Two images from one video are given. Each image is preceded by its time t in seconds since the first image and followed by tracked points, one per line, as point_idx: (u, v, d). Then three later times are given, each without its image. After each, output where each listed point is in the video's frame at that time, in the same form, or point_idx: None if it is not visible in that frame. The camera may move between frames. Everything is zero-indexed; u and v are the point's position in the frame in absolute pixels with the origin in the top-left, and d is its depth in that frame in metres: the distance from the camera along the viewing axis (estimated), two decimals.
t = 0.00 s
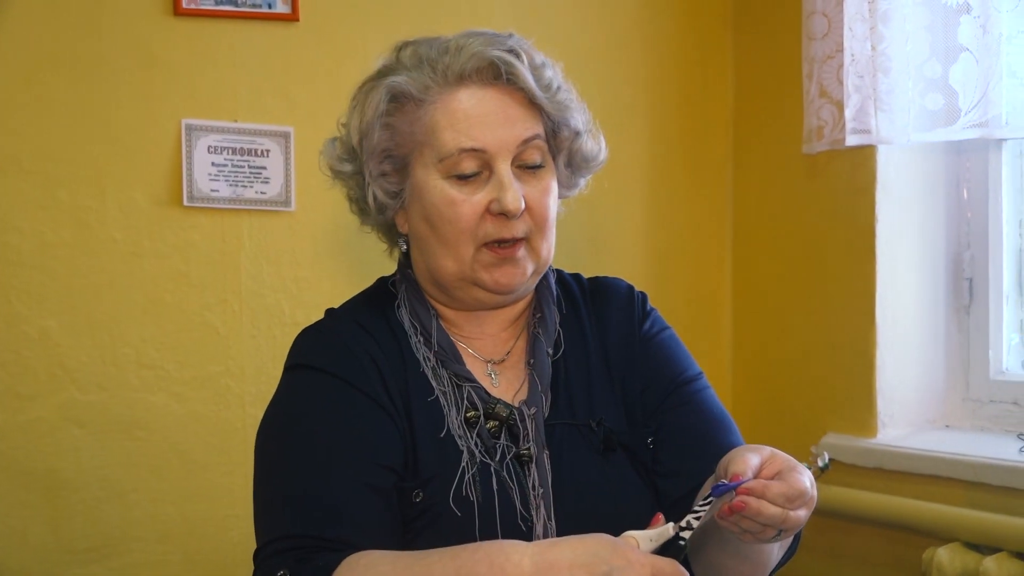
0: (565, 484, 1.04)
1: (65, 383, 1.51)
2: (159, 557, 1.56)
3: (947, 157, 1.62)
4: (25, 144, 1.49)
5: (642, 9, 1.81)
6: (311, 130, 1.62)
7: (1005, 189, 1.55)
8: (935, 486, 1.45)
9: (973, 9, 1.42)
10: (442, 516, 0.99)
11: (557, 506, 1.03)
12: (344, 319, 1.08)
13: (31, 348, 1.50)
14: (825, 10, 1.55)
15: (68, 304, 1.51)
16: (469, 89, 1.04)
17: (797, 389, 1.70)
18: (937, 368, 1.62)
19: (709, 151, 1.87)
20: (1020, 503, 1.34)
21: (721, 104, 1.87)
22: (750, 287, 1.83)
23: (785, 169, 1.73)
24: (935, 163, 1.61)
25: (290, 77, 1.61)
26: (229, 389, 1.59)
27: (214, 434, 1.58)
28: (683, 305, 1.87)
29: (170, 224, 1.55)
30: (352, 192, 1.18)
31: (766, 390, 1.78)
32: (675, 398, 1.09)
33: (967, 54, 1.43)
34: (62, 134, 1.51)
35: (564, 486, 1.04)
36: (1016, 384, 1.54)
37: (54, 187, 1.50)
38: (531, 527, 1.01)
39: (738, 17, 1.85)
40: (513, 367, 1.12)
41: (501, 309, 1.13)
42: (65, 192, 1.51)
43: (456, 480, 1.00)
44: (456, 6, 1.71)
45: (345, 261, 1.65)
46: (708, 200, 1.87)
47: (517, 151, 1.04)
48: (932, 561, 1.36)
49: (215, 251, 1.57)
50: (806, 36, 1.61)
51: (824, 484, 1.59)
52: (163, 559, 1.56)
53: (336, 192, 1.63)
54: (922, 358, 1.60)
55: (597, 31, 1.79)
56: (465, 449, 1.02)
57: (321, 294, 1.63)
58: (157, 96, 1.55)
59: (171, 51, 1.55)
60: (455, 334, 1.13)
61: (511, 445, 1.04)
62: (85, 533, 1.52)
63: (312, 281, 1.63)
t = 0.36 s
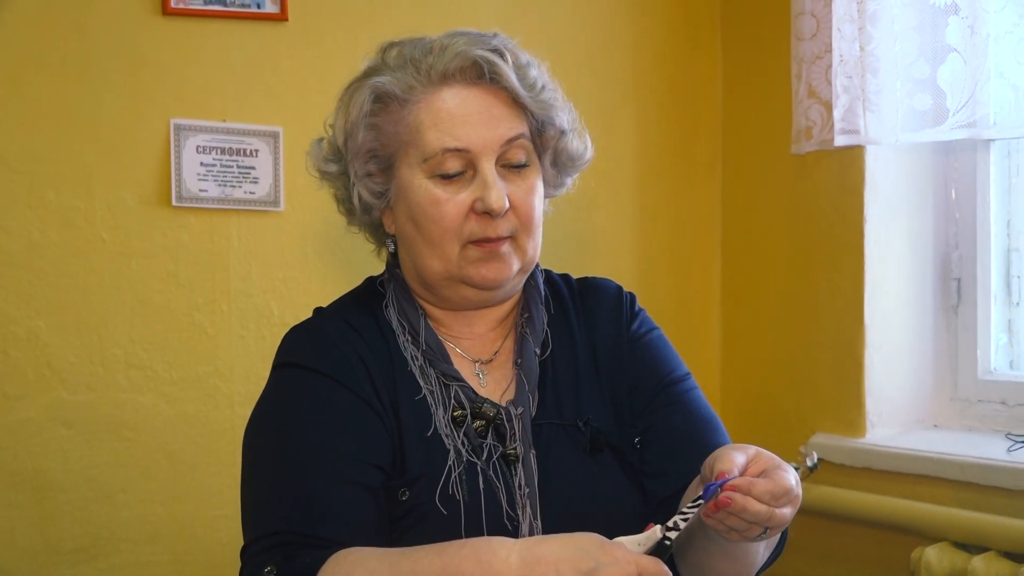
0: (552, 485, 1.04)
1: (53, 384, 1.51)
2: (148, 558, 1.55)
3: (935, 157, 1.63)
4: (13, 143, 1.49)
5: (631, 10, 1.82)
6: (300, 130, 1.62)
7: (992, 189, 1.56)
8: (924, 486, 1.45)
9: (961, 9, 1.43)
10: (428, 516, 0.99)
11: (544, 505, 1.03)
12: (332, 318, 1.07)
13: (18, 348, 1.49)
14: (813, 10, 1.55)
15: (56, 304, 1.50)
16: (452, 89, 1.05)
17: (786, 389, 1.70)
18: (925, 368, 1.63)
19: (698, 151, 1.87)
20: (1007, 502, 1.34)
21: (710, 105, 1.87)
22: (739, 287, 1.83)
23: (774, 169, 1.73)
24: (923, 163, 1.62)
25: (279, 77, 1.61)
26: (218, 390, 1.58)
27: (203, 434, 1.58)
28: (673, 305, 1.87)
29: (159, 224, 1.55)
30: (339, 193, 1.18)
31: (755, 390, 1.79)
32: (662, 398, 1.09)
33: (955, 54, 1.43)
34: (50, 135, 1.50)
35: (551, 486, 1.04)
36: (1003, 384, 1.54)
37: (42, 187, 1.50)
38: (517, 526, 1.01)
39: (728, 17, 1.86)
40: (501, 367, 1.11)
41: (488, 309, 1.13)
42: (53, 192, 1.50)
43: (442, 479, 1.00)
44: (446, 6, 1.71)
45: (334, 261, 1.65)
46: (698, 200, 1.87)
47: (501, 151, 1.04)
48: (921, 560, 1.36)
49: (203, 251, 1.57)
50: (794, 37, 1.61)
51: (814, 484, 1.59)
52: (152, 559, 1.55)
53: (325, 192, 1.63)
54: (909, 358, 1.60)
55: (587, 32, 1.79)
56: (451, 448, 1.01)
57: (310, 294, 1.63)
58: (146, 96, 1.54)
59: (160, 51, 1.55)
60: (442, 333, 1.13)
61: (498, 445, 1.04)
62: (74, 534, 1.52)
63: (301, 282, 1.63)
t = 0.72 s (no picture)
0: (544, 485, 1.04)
1: (46, 384, 1.50)
2: (142, 558, 1.55)
3: (928, 157, 1.63)
4: (6, 143, 1.48)
5: (625, 10, 1.82)
6: (294, 131, 1.62)
7: (985, 189, 1.56)
8: (918, 486, 1.45)
9: (954, 9, 1.42)
10: (419, 516, 0.99)
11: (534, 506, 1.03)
12: (326, 319, 1.07)
13: (11, 348, 1.49)
14: (807, 10, 1.56)
15: (49, 304, 1.50)
16: (445, 83, 1.05)
17: (781, 389, 1.70)
18: (919, 368, 1.63)
19: (692, 151, 1.87)
20: (1003, 502, 1.34)
21: (704, 105, 1.88)
22: (734, 288, 1.83)
23: (769, 170, 1.74)
24: (916, 163, 1.62)
25: (273, 77, 1.61)
26: (212, 390, 1.58)
27: (197, 434, 1.58)
28: (668, 306, 1.87)
29: (152, 224, 1.55)
30: (336, 190, 1.18)
31: (749, 391, 1.79)
32: (660, 400, 1.08)
33: (949, 55, 1.42)
34: (43, 134, 1.50)
35: (543, 487, 1.04)
36: (997, 383, 1.54)
37: (36, 186, 1.50)
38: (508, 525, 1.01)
39: (722, 17, 1.86)
40: (496, 368, 1.11)
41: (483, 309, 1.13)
42: (46, 192, 1.50)
43: (434, 479, 1.00)
44: (440, 6, 1.71)
45: (328, 261, 1.65)
46: (692, 201, 1.88)
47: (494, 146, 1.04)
48: (915, 560, 1.36)
49: (197, 251, 1.57)
50: (790, 37, 1.62)
51: (808, 484, 1.59)
52: (146, 560, 1.55)
53: (319, 192, 1.63)
54: (904, 359, 1.61)
55: (581, 32, 1.79)
56: (443, 447, 1.01)
57: (304, 294, 1.63)
58: (140, 96, 1.54)
59: (154, 51, 1.55)
60: (439, 333, 1.13)
61: (491, 445, 1.04)
62: (68, 534, 1.52)
63: (295, 282, 1.63)
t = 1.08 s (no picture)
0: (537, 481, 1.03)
1: (45, 384, 1.50)
2: (140, 558, 1.55)
3: (926, 158, 1.63)
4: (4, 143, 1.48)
5: (624, 10, 1.82)
6: (293, 131, 1.62)
7: (984, 189, 1.56)
8: (916, 486, 1.45)
9: (953, 9, 1.42)
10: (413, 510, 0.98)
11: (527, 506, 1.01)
12: (328, 314, 1.08)
13: (9, 348, 1.48)
14: (806, 10, 1.56)
15: (48, 304, 1.50)
16: (444, 82, 1.05)
17: (779, 388, 1.71)
18: (917, 368, 1.63)
19: (691, 151, 1.87)
20: (1002, 502, 1.34)
21: (703, 105, 1.88)
22: (733, 287, 1.83)
23: (767, 169, 1.74)
24: (914, 163, 1.62)
25: (272, 78, 1.61)
26: (211, 390, 1.58)
27: (196, 434, 1.58)
28: (666, 306, 1.87)
29: (151, 224, 1.55)
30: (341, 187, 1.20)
31: (748, 391, 1.79)
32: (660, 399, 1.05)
33: (947, 55, 1.42)
34: (42, 134, 1.50)
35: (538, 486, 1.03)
36: (995, 383, 1.54)
37: (35, 186, 1.49)
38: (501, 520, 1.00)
39: (721, 17, 1.86)
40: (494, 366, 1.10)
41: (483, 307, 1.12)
42: (45, 192, 1.50)
43: (428, 472, 0.99)
44: (439, 6, 1.71)
45: (326, 261, 1.65)
46: (690, 201, 1.88)
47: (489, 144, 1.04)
48: (913, 560, 1.36)
49: (196, 251, 1.57)
50: (789, 37, 1.62)
51: (807, 484, 1.59)
52: (145, 560, 1.55)
53: (318, 193, 1.63)
54: (902, 358, 1.61)
55: (580, 32, 1.79)
56: (439, 441, 1.01)
57: (303, 294, 1.63)
58: (138, 96, 1.54)
59: (153, 51, 1.55)
60: (440, 331, 1.13)
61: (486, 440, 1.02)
62: (67, 534, 1.51)
63: (294, 282, 1.63)
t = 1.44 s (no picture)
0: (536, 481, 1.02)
1: (44, 384, 1.50)
2: (140, 558, 1.55)
3: (926, 158, 1.63)
4: (3, 143, 1.48)
5: (624, 10, 1.82)
6: (292, 131, 1.62)
7: (984, 189, 1.56)
8: (916, 486, 1.45)
9: (952, 9, 1.42)
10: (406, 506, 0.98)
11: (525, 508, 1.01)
12: (332, 313, 1.08)
13: (9, 348, 1.48)
14: (806, 10, 1.56)
15: (47, 304, 1.50)
16: (451, 82, 1.06)
17: (779, 388, 1.71)
18: (917, 368, 1.63)
19: (691, 151, 1.87)
20: (1003, 502, 1.34)
21: (702, 105, 1.88)
22: (733, 287, 1.83)
23: (767, 169, 1.74)
24: (914, 163, 1.62)
25: (272, 78, 1.61)
26: (210, 390, 1.58)
27: (196, 434, 1.58)
28: (665, 305, 1.87)
29: (151, 224, 1.55)
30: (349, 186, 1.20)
31: (748, 392, 1.79)
32: (663, 401, 1.05)
33: (946, 55, 1.42)
34: (41, 134, 1.50)
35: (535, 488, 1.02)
36: (995, 383, 1.54)
37: (34, 186, 1.49)
38: (495, 521, 1.00)
39: (720, 17, 1.86)
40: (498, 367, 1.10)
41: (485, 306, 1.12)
42: (44, 191, 1.50)
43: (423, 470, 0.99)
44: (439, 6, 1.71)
45: (326, 261, 1.65)
46: (690, 201, 1.88)
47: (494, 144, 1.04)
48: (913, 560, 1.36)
49: (196, 251, 1.57)
50: (788, 37, 1.62)
51: (806, 484, 1.59)
52: (144, 560, 1.55)
53: (318, 193, 1.64)
54: (902, 358, 1.61)
55: (580, 32, 1.79)
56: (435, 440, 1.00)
57: (302, 294, 1.63)
58: (138, 96, 1.54)
59: (153, 51, 1.55)
60: (441, 330, 1.11)
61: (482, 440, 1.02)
62: (66, 534, 1.51)
63: (293, 282, 1.63)
